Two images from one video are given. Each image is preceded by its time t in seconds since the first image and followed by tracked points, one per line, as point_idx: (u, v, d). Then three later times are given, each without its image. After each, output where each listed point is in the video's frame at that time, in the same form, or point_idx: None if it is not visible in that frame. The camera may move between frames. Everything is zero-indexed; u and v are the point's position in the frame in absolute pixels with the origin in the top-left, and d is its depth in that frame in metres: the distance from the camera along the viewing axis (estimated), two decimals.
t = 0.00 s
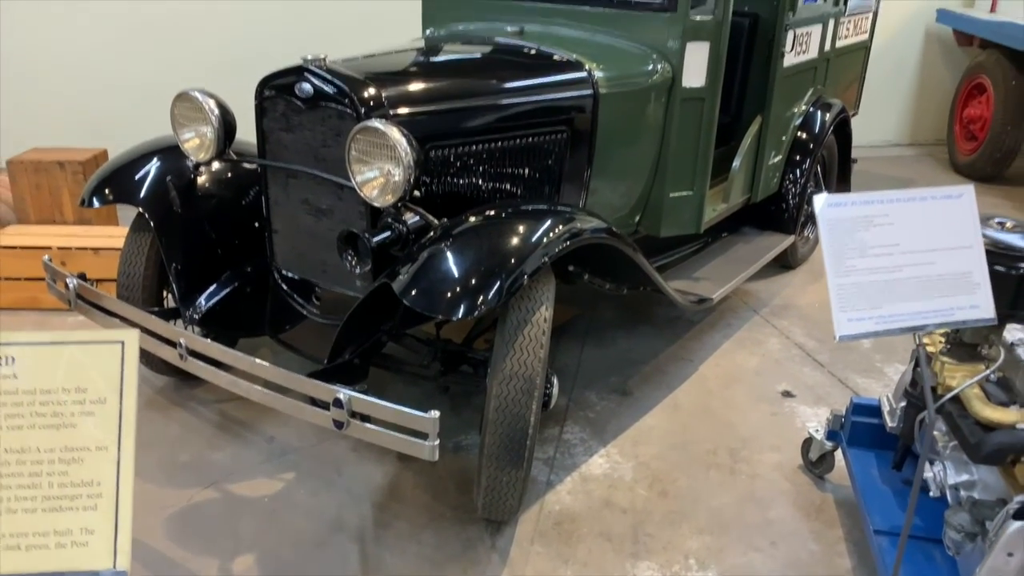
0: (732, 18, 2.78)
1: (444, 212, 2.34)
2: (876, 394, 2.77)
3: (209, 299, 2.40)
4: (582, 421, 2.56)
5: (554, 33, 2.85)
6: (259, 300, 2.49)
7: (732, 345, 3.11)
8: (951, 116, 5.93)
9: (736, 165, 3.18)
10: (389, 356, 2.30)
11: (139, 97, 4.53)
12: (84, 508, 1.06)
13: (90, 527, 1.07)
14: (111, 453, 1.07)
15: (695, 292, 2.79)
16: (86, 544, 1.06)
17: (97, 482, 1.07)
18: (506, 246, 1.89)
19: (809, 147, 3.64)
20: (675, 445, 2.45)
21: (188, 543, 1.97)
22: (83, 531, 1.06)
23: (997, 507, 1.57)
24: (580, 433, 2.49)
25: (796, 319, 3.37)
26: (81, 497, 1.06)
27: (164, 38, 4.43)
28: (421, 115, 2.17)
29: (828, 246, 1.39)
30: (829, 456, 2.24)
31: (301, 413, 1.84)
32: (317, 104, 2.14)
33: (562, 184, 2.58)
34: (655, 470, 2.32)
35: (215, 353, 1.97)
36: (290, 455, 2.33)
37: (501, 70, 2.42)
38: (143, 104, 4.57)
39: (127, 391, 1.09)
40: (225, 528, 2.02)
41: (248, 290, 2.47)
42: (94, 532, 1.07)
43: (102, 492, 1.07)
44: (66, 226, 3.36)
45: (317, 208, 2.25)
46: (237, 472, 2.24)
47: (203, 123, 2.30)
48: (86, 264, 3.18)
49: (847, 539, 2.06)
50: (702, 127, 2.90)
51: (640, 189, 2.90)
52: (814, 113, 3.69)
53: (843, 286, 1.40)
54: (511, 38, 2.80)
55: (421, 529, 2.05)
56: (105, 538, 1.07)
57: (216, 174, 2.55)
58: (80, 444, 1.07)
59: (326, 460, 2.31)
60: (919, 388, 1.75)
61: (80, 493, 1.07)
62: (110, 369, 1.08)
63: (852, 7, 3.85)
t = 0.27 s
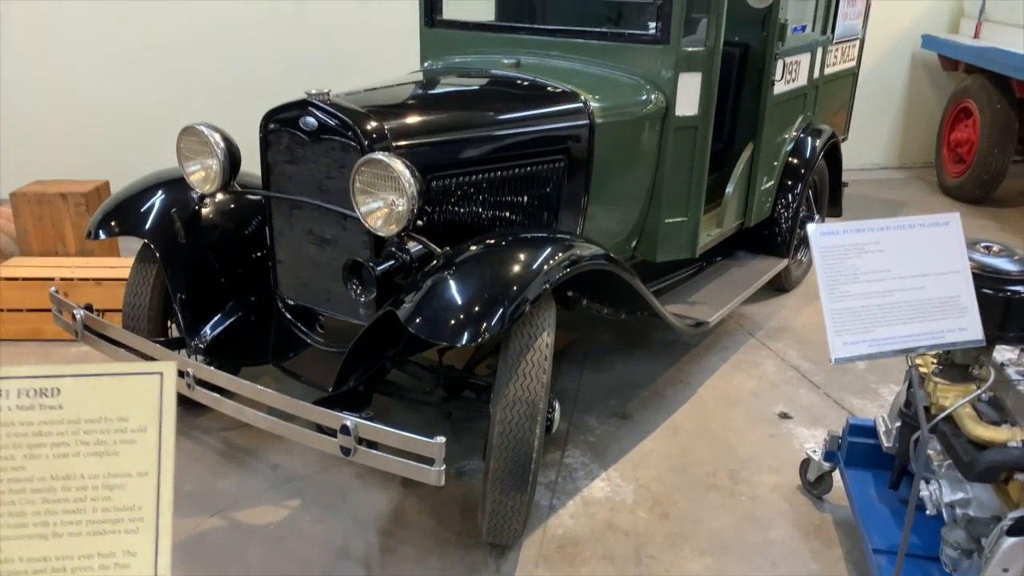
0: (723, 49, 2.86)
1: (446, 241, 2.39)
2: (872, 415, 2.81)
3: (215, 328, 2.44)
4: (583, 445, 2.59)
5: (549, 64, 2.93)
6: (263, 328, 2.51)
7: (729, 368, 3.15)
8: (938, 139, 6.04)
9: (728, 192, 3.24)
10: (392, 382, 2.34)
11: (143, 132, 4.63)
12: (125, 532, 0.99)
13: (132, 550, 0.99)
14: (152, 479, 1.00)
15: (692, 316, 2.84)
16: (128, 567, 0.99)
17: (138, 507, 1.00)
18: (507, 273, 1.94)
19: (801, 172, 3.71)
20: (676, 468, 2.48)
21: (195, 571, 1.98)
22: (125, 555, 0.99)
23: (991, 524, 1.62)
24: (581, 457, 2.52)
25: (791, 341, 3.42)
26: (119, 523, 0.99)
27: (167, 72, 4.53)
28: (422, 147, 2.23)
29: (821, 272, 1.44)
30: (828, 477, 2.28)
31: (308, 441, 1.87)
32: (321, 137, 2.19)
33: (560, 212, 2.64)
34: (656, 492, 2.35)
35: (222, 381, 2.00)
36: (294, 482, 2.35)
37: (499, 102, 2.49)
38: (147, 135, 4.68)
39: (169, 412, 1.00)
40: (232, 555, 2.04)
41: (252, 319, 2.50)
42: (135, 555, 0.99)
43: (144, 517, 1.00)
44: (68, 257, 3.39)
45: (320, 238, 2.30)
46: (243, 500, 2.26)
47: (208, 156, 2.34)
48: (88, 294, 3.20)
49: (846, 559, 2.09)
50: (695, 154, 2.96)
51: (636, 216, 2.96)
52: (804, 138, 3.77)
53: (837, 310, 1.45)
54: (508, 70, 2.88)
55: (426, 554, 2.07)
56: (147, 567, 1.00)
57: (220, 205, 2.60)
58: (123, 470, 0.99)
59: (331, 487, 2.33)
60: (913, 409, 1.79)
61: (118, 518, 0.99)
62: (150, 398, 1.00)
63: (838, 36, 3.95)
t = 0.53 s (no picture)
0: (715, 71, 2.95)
1: (450, 262, 2.45)
2: (867, 426, 2.87)
3: (224, 351, 2.49)
4: (586, 460, 2.63)
5: (545, 89, 3.01)
6: (271, 350, 2.54)
7: (725, 382, 3.21)
8: (924, 156, 6.16)
9: (722, 210, 3.32)
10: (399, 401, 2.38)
11: (146, 138, 4.91)
12: (186, 538, 1.07)
13: (193, 555, 1.08)
14: (210, 490, 1.08)
15: (689, 332, 2.91)
16: (190, 569, 1.08)
17: (198, 515, 1.08)
18: (513, 292, 2.00)
19: (792, 190, 3.79)
20: (678, 480, 2.53)
21: None
22: (187, 558, 1.08)
23: (986, 526, 1.69)
24: (585, 472, 2.57)
25: (786, 355, 3.48)
26: (181, 529, 1.07)
27: (170, 80, 4.82)
28: (427, 171, 2.29)
29: (821, 286, 1.51)
30: (826, 487, 2.33)
31: (323, 460, 1.91)
32: (328, 163, 2.25)
33: (559, 231, 2.71)
34: (659, 505, 2.40)
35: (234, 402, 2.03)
36: (304, 501, 2.38)
37: (499, 126, 2.56)
38: (149, 143, 4.91)
39: (226, 429, 1.08)
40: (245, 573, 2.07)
41: (260, 341, 2.55)
42: (196, 559, 1.08)
43: (202, 525, 1.08)
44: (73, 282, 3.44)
45: (328, 260, 2.35)
46: (253, 519, 2.29)
47: (217, 183, 2.40)
48: (93, 319, 3.24)
49: (847, 566, 2.14)
50: (689, 174, 3.04)
51: (633, 234, 3.03)
52: (795, 157, 3.86)
53: (837, 322, 1.52)
54: (505, 95, 2.95)
55: (436, 569, 2.11)
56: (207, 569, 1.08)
57: (226, 229, 2.65)
58: (183, 480, 1.07)
59: (340, 506, 2.37)
60: (909, 418, 1.85)
61: (180, 525, 1.07)
62: (207, 415, 1.08)
63: (825, 57, 4.06)
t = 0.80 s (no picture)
0: (706, 86, 3.05)
1: (454, 275, 2.52)
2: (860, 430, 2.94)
3: (232, 365, 2.54)
4: (588, 468, 2.69)
5: (541, 106, 3.08)
6: (277, 364, 2.58)
7: (721, 390, 3.28)
8: (909, 166, 6.28)
9: (714, 222, 3.40)
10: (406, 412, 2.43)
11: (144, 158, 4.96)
12: (240, 530, 1.15)
13: (246, 545, 1.15)
14: (261, 484, 1.16)
15: (686, 340, 2.98)
16: (244, 559, 1.15)
17: (249, 508, 1.15)
18: (517, 304, 2.06)
19: (782, 202, 3.88)
20: (678, 486, 2.59)
21: None
22: (241, 548, 1.15)
23: (978, 522, 1.76)
24: (587, 479, 2.62)
25: (779, 363, 3.56)
26: (235, 521, 1.15)
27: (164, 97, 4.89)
28: (430, 187, 2.36)
29: (816, 291, 1.58)
30: (822, 489, 2.40)
31: (337, 469, 1.98)
32: (335, 180, 2.32)
33: (558, 244, 2.78)
34: (660, 510, 2.46)
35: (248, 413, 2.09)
36: (312, 512, 2.43)
37: (498, 144, 2.64)
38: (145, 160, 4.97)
39: (272, 428, 1.18)
40: None
41: (267, 355, 2.59)
42: (249, 549, 1.15)
43: (254, 517, 1.16)
44: (77, 301, 3.48)
45: (335, 275, 2.41)
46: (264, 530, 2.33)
47: (225, 201, 2.46)
48: (98, 337, 3.27)
49: (845, 566, 2.20)
50: (683, 187, 3.13)
51: (629, 246, 3.11)
52: (784, 169, 3.96)
53: (832, 326, 1.59)
54: (502, 113, 3.03)
55: None
56: (260, 557, 1.15)
57: (232, 247, 2.70)
58: (236, 476, 1.16)
59: (349, 516, 2.41)
60: (902, 419, 1.93)
61: (234, 518, 1.15)
62: (257, 416, 1.18)
63: (811, 71, 4.17)
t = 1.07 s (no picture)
0: (698, 101, 3.14)
1: (456, 287, 2.59)
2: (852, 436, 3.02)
3: (240, 377, 2.59)
4: (588, 474, 2.75)
5: (538, 122, 3.17)
6: (284, 375, 2.66)
7: (716, 398, 3.35)
8: (897, 177, 6.39)
9: (707, 234, 3.49)
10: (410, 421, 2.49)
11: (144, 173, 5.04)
12: (279, 525, 1.23)
13: (285, 539, 1.23)
14: (299, 481, 1.25)
15: (682, 349, 3.05)
16: (283, 552, 1.22)
17: (288, 503, 1.24)
18: (519, 315, 2.12)
19: (773, 213, 3.97)
20: (674, 491, 2.65)
21: None
22: (280, 542, 1.22)
23: (965, 520, 1.83)
24: (587, 486, 2.69)
25: (772, 371, 3.64)
26: (274, 516, 1.23)
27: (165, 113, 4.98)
28: (432, 202, 2.43)
29: (807, 300, 1.67)
30: (815, 493, 2.47)
31: (346, 476, 2.04)
32: (340, 196, 2.39)
33: (557, 255, 2.85)
34: (658, 514, 2.52)
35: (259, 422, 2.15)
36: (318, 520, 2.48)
37: (497, 159, 2.71)
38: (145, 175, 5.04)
39: (308, 429, 1.27)
40: None
41: (274, 367, 2.67)
42: (287, 543, 1.23)
43: (292, 512, 1.23)
44: (82, 315, 3.54)
45: (340, 288, 2.47)
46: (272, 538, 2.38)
47: (233, 217, 2.52)
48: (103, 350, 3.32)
49: (838, 567, 2.27)
50: (677, 200, 3.21)
51: (625, 257, 3.18)
52: (774, 181, 4.05)
53: (823, 333, 1.67)
54: (500, 128, 3.11)
55: None
56: (298, 550, 1.23)
57: (238, 261, 2.76)
58: (275, 474, 1.24)
59: (355, 523, 2.47)
60: (890, 423, 2.00)
61: (274, 513, 1.23)
62: (295, 417, 1.27)
63: (800, 86, 4.28)
